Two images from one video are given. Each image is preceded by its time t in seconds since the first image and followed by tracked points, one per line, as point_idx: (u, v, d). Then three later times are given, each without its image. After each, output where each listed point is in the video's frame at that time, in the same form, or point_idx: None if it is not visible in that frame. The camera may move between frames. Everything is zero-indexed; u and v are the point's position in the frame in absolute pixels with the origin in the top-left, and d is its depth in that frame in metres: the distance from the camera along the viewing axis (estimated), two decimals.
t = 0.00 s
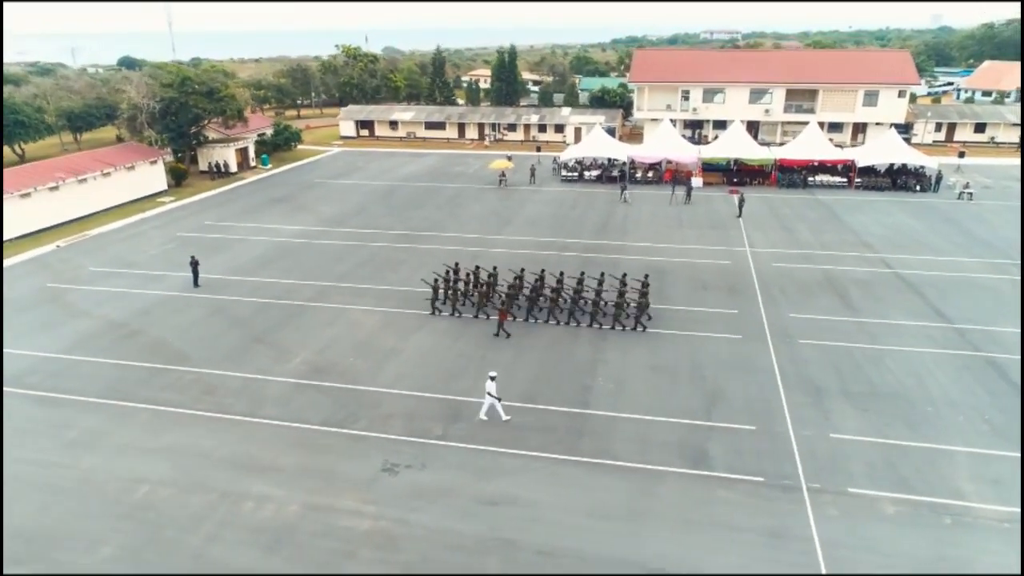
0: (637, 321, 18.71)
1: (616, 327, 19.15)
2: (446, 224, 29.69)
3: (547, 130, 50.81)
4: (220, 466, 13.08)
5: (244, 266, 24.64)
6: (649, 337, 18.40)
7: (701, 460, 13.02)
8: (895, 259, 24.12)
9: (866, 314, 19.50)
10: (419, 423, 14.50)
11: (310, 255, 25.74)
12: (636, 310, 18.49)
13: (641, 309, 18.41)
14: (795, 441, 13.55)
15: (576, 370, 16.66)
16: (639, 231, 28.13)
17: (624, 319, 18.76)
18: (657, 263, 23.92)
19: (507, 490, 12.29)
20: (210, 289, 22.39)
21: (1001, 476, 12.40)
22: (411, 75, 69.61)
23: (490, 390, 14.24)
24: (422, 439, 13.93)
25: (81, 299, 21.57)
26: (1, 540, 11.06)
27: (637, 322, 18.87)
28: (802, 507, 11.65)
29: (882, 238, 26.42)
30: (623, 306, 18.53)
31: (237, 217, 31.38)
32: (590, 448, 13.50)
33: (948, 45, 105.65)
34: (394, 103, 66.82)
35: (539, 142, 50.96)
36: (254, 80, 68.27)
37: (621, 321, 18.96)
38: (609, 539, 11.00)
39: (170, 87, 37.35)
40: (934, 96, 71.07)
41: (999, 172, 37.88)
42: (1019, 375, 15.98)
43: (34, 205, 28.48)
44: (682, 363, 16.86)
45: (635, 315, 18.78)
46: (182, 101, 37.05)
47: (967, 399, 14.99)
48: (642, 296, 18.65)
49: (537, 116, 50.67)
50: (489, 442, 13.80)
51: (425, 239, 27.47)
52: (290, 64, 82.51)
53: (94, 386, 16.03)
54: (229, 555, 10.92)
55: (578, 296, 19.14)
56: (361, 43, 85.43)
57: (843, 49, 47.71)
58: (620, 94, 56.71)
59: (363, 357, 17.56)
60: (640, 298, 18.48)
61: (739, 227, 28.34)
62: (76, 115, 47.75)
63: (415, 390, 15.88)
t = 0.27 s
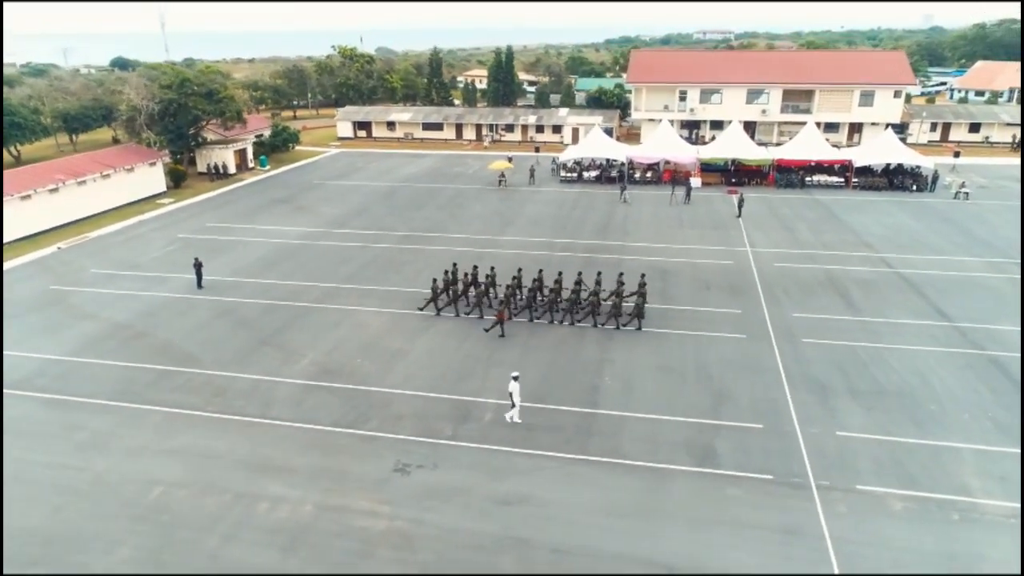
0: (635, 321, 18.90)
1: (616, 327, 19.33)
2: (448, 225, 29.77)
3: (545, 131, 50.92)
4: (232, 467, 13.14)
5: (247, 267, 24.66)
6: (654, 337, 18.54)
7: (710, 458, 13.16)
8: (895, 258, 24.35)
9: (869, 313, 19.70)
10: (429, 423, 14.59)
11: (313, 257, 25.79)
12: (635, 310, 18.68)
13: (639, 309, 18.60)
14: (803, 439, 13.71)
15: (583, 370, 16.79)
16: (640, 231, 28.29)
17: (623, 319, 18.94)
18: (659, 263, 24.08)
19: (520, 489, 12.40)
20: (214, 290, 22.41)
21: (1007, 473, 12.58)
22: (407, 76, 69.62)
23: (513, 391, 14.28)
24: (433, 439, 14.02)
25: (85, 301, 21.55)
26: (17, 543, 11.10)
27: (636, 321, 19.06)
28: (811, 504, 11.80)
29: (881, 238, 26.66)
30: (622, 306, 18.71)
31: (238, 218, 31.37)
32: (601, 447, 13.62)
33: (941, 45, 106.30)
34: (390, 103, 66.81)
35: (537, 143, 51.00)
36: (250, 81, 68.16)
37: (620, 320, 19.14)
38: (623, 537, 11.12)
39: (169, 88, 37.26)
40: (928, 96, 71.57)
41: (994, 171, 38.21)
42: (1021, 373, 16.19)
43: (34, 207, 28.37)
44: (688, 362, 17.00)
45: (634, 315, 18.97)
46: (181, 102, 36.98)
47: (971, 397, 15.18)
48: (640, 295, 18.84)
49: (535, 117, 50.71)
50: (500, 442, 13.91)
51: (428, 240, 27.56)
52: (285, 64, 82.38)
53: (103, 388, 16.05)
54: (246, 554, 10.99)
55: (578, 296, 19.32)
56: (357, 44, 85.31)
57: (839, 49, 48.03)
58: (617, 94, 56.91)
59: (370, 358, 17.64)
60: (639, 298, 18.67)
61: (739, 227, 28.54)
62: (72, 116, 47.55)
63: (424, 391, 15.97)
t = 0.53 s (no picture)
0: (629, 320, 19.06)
1: (611, 325, 19.49)
2: (446, 226, 29.82)
3: (540, 131, 51.05)
4: (239, 469, 13.15)
5: (247, 269, 24.63)
6: (654, 336, 18.69)
7: (715, 456, 13.29)
8: (892, 257, 24.61)
9: (867, 312, 19.92)
10: (436, 423, 14.66)
11: (313, 258, 25.79)
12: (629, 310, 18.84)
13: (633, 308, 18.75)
14: (806, 436, 13.87)
15: (587, 369, 16.90)
16: (638, 231, 28.44)
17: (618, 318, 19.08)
18: (659, 263, 24.24)
19: (528, 488, 12.49)
20: (214, 292, 22.38)
21: (1007, 468, 12.77)
22: (401, 76, 69.57)
23: (529, 395, 14.22)
24: (440, 439, 14.09)
25: (84, 303, 21.47)
26: (26, 547, 11.08)
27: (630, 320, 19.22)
28: (816, 501, 11.95)
29: (877, 238, 26.90)
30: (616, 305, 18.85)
31: (235, 219, 31.29)
32: (606, 446, 13.74)
33: (930, 46, 107.26)
34: (384, 104, 66.77)
35: (532, 143, 51.25)
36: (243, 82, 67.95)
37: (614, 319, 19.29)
38: (631, 534, 11.23)
39: (164, 89, 37.14)
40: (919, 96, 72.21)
41: (986, 171, 38.61)
42: (1018, 369, 16.43)
43: (30, 210, 28.21)
44: (690, 361, 17.14)
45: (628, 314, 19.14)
46: (177, 104, 36.86)
47: (970, 393, 15.40)
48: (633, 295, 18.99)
49: (530, 117, 50.71)
50: (506, 441, 14.00)
51: (427, 241, 27.61)
52: (277, 65, 82.03)
53: (106, 390, 16.03)
54: (256, 555, 11.01)
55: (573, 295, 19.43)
56: (349, 44, 85.02)
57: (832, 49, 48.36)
58: (612, 95, 57.10)
59: (373, 359, 17.69)
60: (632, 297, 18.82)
61: (736, 226, 28.75)
62: (65, 117, 47.24)
63: (428, 391, 16.04)
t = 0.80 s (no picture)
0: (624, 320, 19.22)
1: (607, 325, 19.63)
2: (445, 227, 29.87)
3: (535, 131, 51.17)
4: (248, 469, 13.19)
5: (246, 270, 24.61)
6: (655, 335, 18.83)
7: (721, 453, 13.43)
8: (888, 256, 24.88)
9: (866, 310, 20.14)
10: (443, 423, 14.74)
11: (312, 259, 25.79)
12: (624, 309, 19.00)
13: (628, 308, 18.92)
14: (809, 433, 14.04)
15: (590, 368, 17.02)
16: (636, 231, 28.59)
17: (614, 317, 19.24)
18: (659, 263, 24.41)
19: (538, 486, 12.59)
20: (215, 293, 22.36)
21: (1009, 463, 12.97)
22: (395, 77, 69.51)
23: (551, 395, 14.19)
24: (447, 439, 14.17)
25: (85, 305, 21.42)
26: (38, 549, 11.08)
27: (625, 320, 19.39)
28: (822, 497, 12.11)
29: (873, 237, 27.16)
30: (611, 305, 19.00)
31: (232, 221, 31.23)
32: (612, 444, 13.86)
33: (919, 46, 108.14)
34: (378, 105, 66.72)
35: (528, 143, 51.38)
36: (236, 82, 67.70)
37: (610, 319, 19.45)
38: (641, 531, 11.35)
39: (159, 91, 37.04)
40: (910, 96, 72.81)
41: (978, 170, 39.01)
42: (1016, 366, 16.67)
43: (26, 212, 28.07)
44: (693, 360, 17.29)
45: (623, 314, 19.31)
46: (172, 105, 36.76)
47: (970, 390, 15.63)
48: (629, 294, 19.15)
49: (525, 118, 50.77)
50: (514, 440, 14.10)
51: (426, 241, 27.66)
52: (269, 66, 81.76)
53: (111, 392, 16.01)
54: (269, 556, 11.05)
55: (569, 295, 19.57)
56: (341, 44, 84.88)
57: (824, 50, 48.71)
58: (607, 95, 57.30)
59: (378, 360, 17.74)
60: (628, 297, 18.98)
61: (733, 226, 28.95)
62: (57, 119, 46.96)
63: (433, 391, 16.12)
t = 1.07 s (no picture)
0: (621, 318, 19.36)
1: (605, 323, 19.76)
2: (444, 227, 29.91)
3: (532, 131, 51.25)
4: (256, 469, 13.22)
5: (247, 271, 24.61)
6: (657, 334, 18.94)
7: (725, 451, 13.54)
8: (886, 255, 25.06)
9: (865, 309, 20.29)
10: (448, 422, 14.80)
11: (313, 259, 25.80)
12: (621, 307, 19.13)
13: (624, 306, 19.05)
14: (813, 430, 14.16)
15: (594, 367, 17.11)
16: (636, 231, 28.70)
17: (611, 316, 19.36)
18: (659, 262, 24.53)
19: (545, 485, 12.67)
20: (216, 294, 22.36)
21: (1010, 459, 13.12)
22: (391, 78, 69.49)
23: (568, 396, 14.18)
24: (453, 438, 14.23)
25: (86, 307, 21.39)
26: (47, 550, 11.10)
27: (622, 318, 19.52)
28: (826, 493, 12.22)
29: (871, 236, 27.35)
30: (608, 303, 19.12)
31: (232, 222, 31.21)
32: (618, 442, 13.94)
33: (912, 47, 108.73)
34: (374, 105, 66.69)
35: (525, 143, 51.48)
36: (232, 83, 67.54)
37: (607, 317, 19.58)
38: (649, 529, 11.44)
39: (157, 91, 36.96)
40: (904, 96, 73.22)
41: (974, 169, 39.28)
42: (1015, 363, 16.85)
43: (25, 213, 27.97)
44: (695, 359, 17.41)
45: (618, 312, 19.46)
46: (170, 106, 36.68)
47: (971, 387, 15.78)
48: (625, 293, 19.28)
49: (522, 119, 50.79)
50: (520, 438, 14.18)
51: (426, 242, 27.71)
52: (264, 66, 81.59)
53: (115, 393, 16.02)
54: (279, 555, 11.09)
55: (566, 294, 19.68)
56: (336, 44, 84.79)
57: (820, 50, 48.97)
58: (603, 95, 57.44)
59: (381, 360, 17.79)
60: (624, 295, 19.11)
61: (732, 225, 29.11)
62: (53, 120, 46.75)
63: (438, 390, 16.18)
